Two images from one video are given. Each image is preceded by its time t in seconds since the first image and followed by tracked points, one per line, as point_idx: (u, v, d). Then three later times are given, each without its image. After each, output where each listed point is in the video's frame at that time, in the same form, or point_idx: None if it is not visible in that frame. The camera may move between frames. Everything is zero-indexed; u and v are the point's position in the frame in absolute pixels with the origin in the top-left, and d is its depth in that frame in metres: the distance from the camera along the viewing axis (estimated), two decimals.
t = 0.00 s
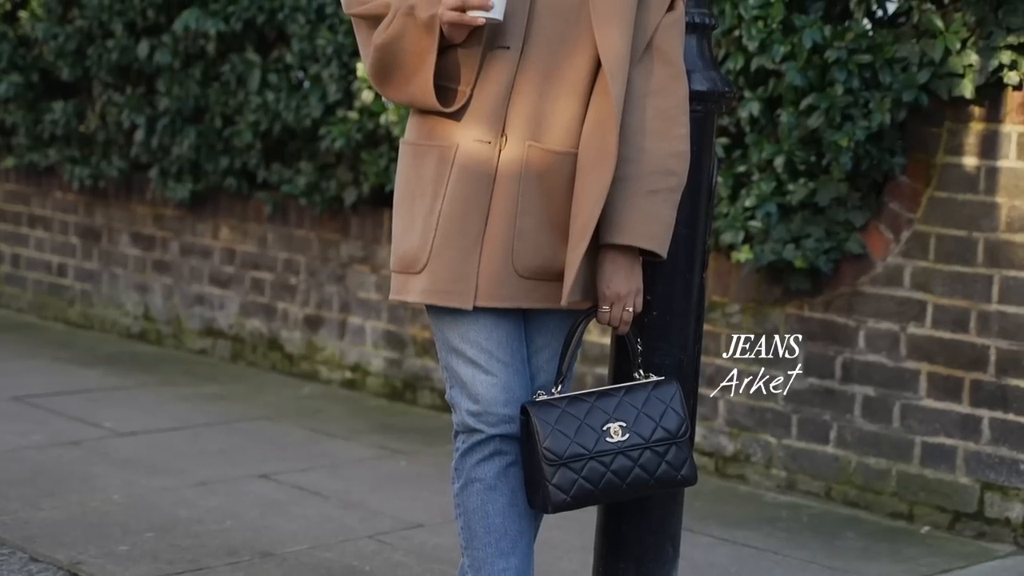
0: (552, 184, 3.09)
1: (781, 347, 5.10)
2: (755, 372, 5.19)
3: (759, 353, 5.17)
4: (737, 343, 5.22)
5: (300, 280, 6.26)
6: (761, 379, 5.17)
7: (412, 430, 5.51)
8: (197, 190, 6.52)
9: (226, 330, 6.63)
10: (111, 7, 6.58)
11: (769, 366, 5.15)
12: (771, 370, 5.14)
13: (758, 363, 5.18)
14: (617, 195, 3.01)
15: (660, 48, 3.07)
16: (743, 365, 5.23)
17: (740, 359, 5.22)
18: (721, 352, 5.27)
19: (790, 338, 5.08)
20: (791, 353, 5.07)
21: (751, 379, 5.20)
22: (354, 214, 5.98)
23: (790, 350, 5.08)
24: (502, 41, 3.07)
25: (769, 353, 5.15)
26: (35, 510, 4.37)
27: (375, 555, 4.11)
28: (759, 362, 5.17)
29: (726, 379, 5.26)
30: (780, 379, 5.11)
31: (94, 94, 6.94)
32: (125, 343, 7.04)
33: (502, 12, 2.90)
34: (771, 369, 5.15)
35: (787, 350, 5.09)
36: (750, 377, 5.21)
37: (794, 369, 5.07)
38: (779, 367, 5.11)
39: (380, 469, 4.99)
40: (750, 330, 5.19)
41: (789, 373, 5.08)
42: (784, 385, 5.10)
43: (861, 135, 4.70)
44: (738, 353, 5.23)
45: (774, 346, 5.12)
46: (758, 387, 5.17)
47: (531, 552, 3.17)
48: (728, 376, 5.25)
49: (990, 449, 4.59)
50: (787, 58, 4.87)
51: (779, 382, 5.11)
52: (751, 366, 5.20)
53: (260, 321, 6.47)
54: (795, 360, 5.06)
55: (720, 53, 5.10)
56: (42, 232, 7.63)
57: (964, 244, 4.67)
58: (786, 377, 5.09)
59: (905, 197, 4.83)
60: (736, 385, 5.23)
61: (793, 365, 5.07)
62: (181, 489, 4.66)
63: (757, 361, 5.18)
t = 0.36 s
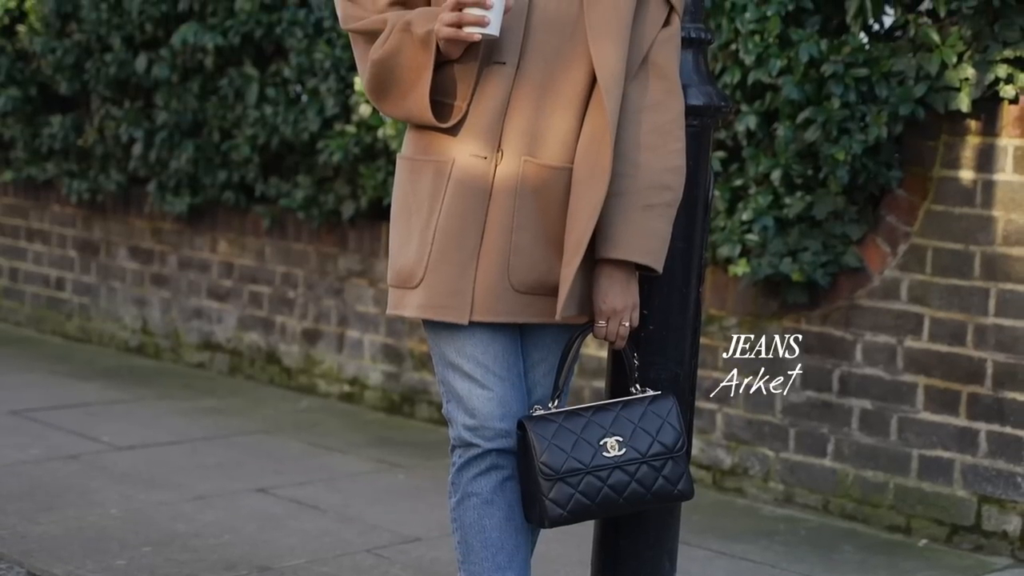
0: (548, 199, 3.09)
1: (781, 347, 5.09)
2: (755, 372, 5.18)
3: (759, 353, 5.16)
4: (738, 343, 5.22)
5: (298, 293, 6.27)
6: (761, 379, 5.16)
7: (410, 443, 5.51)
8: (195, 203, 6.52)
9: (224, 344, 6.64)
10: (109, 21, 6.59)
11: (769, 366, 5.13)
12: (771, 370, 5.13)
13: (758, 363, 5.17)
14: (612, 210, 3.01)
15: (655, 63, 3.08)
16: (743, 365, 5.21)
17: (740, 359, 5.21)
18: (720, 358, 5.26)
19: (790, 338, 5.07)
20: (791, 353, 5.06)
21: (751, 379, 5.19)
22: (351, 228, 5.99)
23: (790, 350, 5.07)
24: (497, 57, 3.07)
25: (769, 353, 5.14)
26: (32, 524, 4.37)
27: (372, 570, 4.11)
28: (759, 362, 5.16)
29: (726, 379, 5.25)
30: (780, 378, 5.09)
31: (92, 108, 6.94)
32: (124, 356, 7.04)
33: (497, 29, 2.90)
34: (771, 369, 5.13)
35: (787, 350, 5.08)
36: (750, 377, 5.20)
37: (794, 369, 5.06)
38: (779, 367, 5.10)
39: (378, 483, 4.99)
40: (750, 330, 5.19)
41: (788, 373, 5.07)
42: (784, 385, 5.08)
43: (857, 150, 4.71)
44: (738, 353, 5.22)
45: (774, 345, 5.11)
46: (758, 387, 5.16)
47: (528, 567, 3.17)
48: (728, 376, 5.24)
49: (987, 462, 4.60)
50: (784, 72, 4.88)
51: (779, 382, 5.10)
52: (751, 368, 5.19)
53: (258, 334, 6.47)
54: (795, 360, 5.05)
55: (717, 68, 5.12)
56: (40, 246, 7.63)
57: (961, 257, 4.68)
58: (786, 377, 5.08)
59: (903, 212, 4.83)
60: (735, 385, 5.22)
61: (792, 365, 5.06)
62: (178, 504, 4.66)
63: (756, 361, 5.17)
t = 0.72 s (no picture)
0: (544, 214, 3.10)
1: (781, 347, 5.08)
2: (755, 372, 5.17)
3: (759, 353, 5.15)
4: (738, 343, 5.22)
5: (296, 307, 6.27)
6: (761, 379, 5.15)
7: (408, 456, 5.51)
8: (193, 217, 6.53)
9: (222, 357, 6.64)
10: (107, 35, 6.60)
11: (769, 366, 5.13)
12: (771, 370, 5.12)
13: (758, 363, 5.16)
14: (606, 224, 3.02)
15: (651, 78, 3.08)
16: (743, 365, 5.20)
17: (740, 359, 5.21)
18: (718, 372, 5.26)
19: (790, 338, 5.06)
20: (791, 353, 5.05)
21: (751, 379, 5.18)
22: (349, 241, 6.00)
23: (790, 350, 5.06)
24: (494, 72, 3.08)
25: (769, 354, 5.13)
26: (30, 539, 4.37)
27: None
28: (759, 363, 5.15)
29: (727, 379, 5.25)
30: (780, 378, 5.08)
31: (90, 122, 6.95)
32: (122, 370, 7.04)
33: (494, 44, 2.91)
34: (771, 369, 5.12)
35: (787, 350, 5.07)
36: (750, 377, 5.19)
37: (794, 369, 5.05)
38: (779, 367, 5.09)
39: (376, 496, 4.99)
40: (751, 330, 5.18)
41: (788, 373, 5.06)
42: (784, 385, 5.07)
43: (854, 163, 4.71)
44: (738, 354, 5.22)
45: (774, 345, 5.10)
46: (758, 387, 5.15)
47: None
48: (728, 376, 5.24)
49: (984, 475, 4.60)
50: (780, 86, 4.88)
51: (779, 382, 5.09)
52: (751, 368, 5.18)
53: (256, 348, 6.47)
54: (795, 360, 5.05)
55: (714, 81, 5.11)
56: (38, 259, 7.63)
57: (957, 270, 4.68)
58: (786, 377, 5.07)
59: (900, 225, 4.83)
60: (736, 385, 5.22)
61: (792, 365, 5.05)
62: (175, 518, 4.66)
63: (757, 360, 5.16)
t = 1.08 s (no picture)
0: (541, 228, 3.10)
1: (781, 347, 5.07)
2: (755, 372, 5.16)
3: (759, 353, 5.14)
4: (738, 343, 5.20)
5: (294, 320, 6.28)
6: (761, 379, 5.14)
7: (406, 470, 5.51)
8: (191, 231, 6.54)
9: (220, 371, 6.64)
10: (106, 49, 6.61)
11: (769, 367, 5.11)
12: (771, 370, 5.10)
13: (758, 363, 5.15)
14: (603, 239, 3.02)
15: (648, 93, 3.09)
16: (743, 365, 5.19)
17: (740, 359, 5.19)
18: (716, 385, 5.26)
19: (790, 337, 5.05)
20: (791, 353, 5.05)
21: (751, 379, 5.16)
22: (347, 254, 6.00)
23: (790, 350, 5.05)
24: (490, 86, 3.08)
25: (769, 354, 5.12)
26: (28, 554, 4.37)
27: None
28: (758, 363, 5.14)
29: (726, 379, 5.23)
30: (780, 379, 5.07)
31: (88, 136, 6.96)
32: (120, 384, 7.04)
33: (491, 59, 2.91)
34: (771, 369, 5.11)
35: (787, 350, 5.06)
36: (750, 377, 5.17)
37: (794, 369, 5.04)
38: (779, 367, 5.08)
39: (374, 510, 4.99)
40: (750, 330, 5.17)
41: (788, 373, 5.06)
42: (784, 385, 5.06)
43: (851, 176, 4.72)
44: (738, 354, 5.20)
45: (774, 346, 5.09)
46: (758, 387, 5.14)
47: None
48: (728, 376, 5.22)
49: (982, 488, 4.60)
50: (778, 99, 4.89)
51: (779, 382, 5.08)
52: (751, 368, 5.17)
53: (254, 361, 6.47)
54: (795, 360, 5.04)
55: (711, 95, 5.12)
56: (37, 273, 7.64)
57: (955, 283, 4.69)
58: (786, 377, 5.06)
59: (897, 237, 4.84)
60: (735, 385, 5.20)
61: (792, 365, 5.05)
62: (174, 532, 4.66)
63: (756, 360, 5.14)
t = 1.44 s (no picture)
0: (540, 242, 3.10)
1: (781, 347, 5.06)
2: (755, 372, 5.15)
3: (759, 353, 5.13)
4: (738, 343, 5.19)
5: (294, 333, 6.28)
6: (761, 379, 5.14)
7: (405, 483, 5.51)
8: (190, 244, 6.54)
9: (219, 384, 6.64)
10: (105, 62, 6.61)
11: (769, 366, 5.11)
12: (771, 370, 5.10)
13: (758, 363, 5.14)
14: (602, 252, 3.02)
15: (645, 107, 3.09)
16: (743, 365, 5.19)
17: (740, 359, 5.18)
18: (715, 398, 5.26)
19: (790, 337, 5.05)
20: (791, 353, 5.04)
21: (751, 379, 5.16)
22: (346, 267, 6.01)
23: (790, 350, 5.05)
24: (489, 101, 3.08)
25: (769, 353, 5.11)
26: (28, 568, 4.37)
27: None
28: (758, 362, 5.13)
29: (726, 379, 5.23)
30: (780, 379, 5.07)
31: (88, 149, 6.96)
32: (119, 397, 7.04)
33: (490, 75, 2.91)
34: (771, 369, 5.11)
35: (787, 350, 5.05)
36: (750, 377, 5.17)
37: (793, 368, 5.04)
38: (779, 367, 5.08)
39: (373, 523, 4.99)
40: (750, 334, 5.16)
41: (788, 373, 5.05)
42: (785, 384, 5.06)
43: (850, 188, 4.72)
44: (737, 354, 5.20)
45: (774, 345, 5.09)
46: (758, 387, 5.14)
47: None
48: (728, 376, 5.22)
49: (982, 500, 4.60)
50: (776, 112, 4.89)
51: (779, 382, 5.07)
52: (751, 368, 5.16)
53: (253, 375, 6.48)
54: (795, 360, 5.04)
55: (709, 107, 5.11)
56: (36, 286, 7.64)
57: (953, 295, 4.69)
58: (786, 377, 5.06)
59: (895, 249, 4.85)
60: (735, 384, 5.20)
61: (792, 365, 5.04)
62: (173, 546, 4.66)
63: (756, 360, 5.14)
